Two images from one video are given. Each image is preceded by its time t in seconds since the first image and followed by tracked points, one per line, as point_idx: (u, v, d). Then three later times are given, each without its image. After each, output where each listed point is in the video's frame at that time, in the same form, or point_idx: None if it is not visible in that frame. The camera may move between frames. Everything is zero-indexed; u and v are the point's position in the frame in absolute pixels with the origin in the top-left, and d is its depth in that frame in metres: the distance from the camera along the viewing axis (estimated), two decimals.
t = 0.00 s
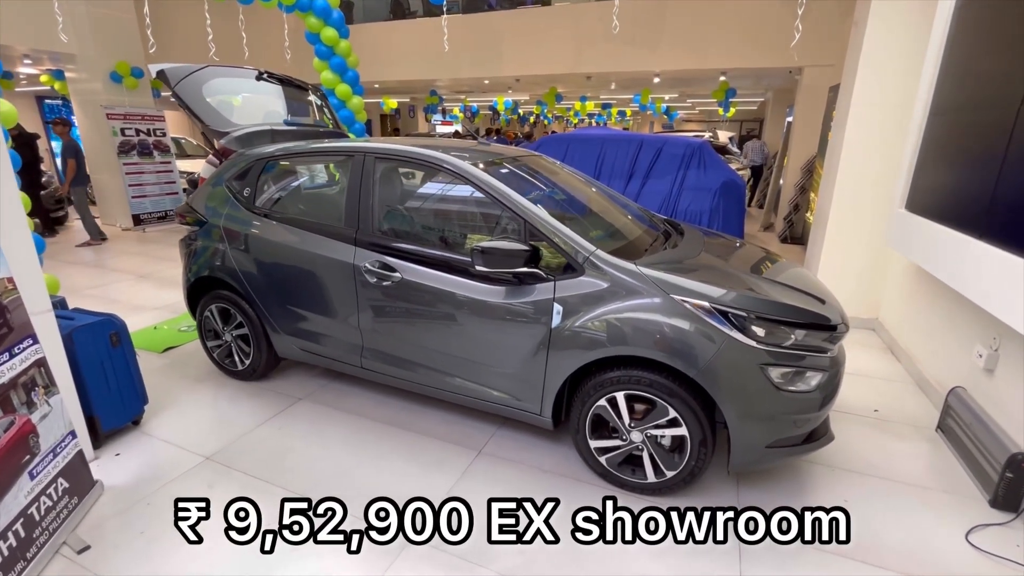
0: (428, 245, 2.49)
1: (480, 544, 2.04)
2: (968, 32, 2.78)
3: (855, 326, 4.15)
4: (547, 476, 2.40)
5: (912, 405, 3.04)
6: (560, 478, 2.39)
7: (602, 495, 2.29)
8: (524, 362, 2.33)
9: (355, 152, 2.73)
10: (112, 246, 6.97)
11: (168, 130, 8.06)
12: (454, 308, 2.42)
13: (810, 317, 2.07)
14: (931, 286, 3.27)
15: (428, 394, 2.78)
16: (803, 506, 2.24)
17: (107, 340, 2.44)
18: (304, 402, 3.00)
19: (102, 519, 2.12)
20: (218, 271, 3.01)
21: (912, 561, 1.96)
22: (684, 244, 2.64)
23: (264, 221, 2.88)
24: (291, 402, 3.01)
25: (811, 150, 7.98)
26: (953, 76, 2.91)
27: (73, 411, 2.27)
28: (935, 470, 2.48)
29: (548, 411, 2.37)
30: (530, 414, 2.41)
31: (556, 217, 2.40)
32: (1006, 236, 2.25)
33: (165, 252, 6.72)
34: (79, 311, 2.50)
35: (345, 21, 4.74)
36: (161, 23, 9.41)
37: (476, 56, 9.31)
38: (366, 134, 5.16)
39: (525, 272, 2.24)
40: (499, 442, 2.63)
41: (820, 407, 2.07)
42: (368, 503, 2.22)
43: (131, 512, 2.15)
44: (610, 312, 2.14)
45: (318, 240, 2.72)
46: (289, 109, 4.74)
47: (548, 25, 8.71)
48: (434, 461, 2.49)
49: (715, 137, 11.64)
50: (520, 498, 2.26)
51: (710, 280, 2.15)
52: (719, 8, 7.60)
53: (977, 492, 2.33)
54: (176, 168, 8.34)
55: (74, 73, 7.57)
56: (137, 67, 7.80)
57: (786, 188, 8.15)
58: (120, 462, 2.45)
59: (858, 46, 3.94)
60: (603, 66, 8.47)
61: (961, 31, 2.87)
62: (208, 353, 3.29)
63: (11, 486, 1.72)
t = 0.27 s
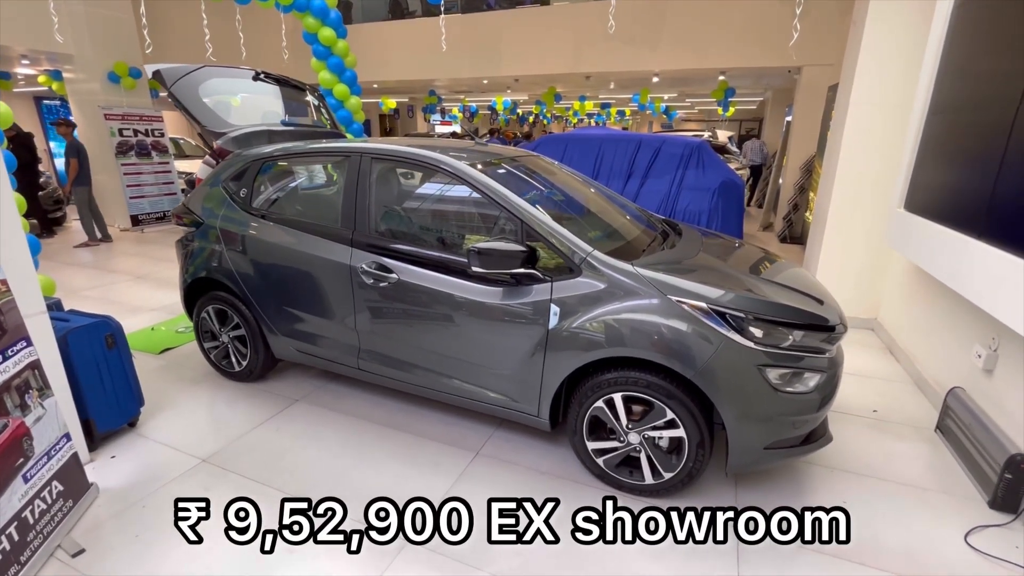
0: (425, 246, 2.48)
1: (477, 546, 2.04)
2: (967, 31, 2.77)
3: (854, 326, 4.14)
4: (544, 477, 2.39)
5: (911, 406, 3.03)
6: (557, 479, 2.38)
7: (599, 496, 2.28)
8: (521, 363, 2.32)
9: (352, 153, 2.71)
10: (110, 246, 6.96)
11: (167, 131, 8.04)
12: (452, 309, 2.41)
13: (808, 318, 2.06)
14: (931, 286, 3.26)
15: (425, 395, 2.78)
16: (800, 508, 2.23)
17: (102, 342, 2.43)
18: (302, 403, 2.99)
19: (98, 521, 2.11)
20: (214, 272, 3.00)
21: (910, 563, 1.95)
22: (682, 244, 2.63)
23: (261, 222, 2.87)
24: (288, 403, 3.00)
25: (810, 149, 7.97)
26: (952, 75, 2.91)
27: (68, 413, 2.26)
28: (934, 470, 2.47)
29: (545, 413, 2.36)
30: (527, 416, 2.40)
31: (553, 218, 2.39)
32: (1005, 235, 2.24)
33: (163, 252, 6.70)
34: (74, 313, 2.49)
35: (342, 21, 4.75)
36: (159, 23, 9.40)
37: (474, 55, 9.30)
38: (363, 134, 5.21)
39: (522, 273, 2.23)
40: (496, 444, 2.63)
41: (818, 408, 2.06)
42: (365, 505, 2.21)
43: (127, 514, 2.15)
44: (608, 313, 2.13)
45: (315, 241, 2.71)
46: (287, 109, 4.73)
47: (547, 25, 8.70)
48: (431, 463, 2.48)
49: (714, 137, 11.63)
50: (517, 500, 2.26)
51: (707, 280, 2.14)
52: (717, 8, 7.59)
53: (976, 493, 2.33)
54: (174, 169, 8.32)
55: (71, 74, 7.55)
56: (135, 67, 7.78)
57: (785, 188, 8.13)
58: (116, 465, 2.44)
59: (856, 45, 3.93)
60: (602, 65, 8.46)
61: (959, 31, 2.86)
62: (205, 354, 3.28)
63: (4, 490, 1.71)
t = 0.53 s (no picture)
0: (424, 246, 2.47)
1: (476, 547, 2.02)
2: (968, 28, 2.76)
3: (854, 326, 4.13)
4: (544, 478, 2.38)
5: (912, 405, 3.03)
6: (557, 480, 2.37)
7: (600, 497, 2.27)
8: (520, 364, 2.31)
9: (351, 152, 2.70)
10: (108, 246, 6.93)
11: (165, 130, 8.02)
12: (451, 309, 2.40)
13: (809, 318, 2.05)
14: (931, 285, 3.26)
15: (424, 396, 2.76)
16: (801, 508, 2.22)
17: (99, 343, 2.42)
18: (300, 404, 2.98)
19: (95, 524, 2.10)
20: (212, 272, 2.98)
21: (911, 563, 1.94)
22: (682, 244, 2.62)
23: (259, 222, 2.86)
24: (286, 404, 2.98)
25: (809, 148, 7.97)
26: (952, 74, 2.90)
27: (64, 415, 2.24)
28: (934, 470, 2.46)
29: (545, 413, 2.35)
30: (527, 416, 2.39)
31: (553, 217, 2.38)
32: (1006, 234, 2.23)
33: (162, 253, 6.69)
34: (71, 314, 2.48)
35: (341, 20, 4.70)
36: (157, 23, 9.37)
37: (473, 54, 9.28)
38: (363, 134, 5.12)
39: (521, 273, 2.22)
40: (496, 444, 2.62)
41: (819, 409, 2.05)
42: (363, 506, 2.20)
43: (125, 516, 2.14)
44: (608, 313, 2.12)
45: (313, 241, 2.70)
46: (287, 108, 4.72)
47: (545, 24, 8.68)
48: (430, 464, 2.47)
49: (714, 136, 11.62)
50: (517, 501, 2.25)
51: (708, 280, 2.13)
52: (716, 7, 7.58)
53: (978, 493, 2.32)
54: (173, 168, 8.29)
55: (69, 74, 7.53)
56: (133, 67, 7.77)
57: (784, 187, 8.13)
58: (114, 466, 2.43)
59: (856, 44, 3.92)
60: (601, 65, 8.45)
61: (960, 29, 2.85)
62: (203, 355, 3.27)
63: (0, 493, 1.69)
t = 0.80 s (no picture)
0: (423, 245, 2.46)
1: (475, 548, 2.02)
2: (969, 27, 2.75)
3: (854, 324, 4.13)
4: (544, 479, 2.37)
5: (912, 404, 3.02)
6: (557, 480, 2.36)
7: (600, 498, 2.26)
8: (520, 364, 2.30)
9: (350, 152, 2.69)
10: (105, 246, 6.91)
11: (163, 130, 7.97)
12: (450, 309, 2.39)
13: (810, 317, 2.05)
14: (931, 284, 3.25)
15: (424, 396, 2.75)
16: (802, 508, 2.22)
17: (97, 344, 2.40)
18: (299, 404, 2.96)
19: (94, 526, 2.09)
20: (211, 272, 2.97)
21: (914, 564, 1.94)
22: (682, 243, 2.61)
23: (258, 222, 2.85)
24: (285, 405, 2.97)
25: (809, 147, 7.96)
26: (952, 72, 2.89)
27: (62, 417, 2.23)
28: (935, 469, 2.46)
29: (546, 413, 2.34)
30: (527, 417, 2.38)
31: (553, 217, 2.37)
32: (1006, 233, 2.23)
33: (160, 253, 6.66)
34: (68, 314, 2.46)
35: (340, 20, 4.65)
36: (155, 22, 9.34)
37: (472, 53, 9.26)
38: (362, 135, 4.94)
39: (521, 273, 2.21)
40: (496, 445, 2.61)
41: (820, 409, 2.05)
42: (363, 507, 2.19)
43: (123, 518, 2.13)
44: (609, 313, 2.11)
45: (312, 241, 2.69)
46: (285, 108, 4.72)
47: (544, 23, 8.67)
48: (430, 465, 2.46)
49: (713, 135, 11.61)
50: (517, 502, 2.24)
51: (708, 279, 2.12)
52: (716, 5, 7.57)
53: (979, 492, 2.32)
54: (170, 168, 8.25)
55: (66, 73, 7.51)
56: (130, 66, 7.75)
57: (784, 186, 8.12)
58: (112, 468, 2.41)
59: (856, 43, 3.91)
60: (600, 64, 8.44)
61: (960, 27, 2.84)
62: (201, 355, 3.26)
63: None
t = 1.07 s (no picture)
0: (425, 245, 2.46)
1: (475, 548, 2.02)
2: (973, 24, 2.74)
3: (858, 324, 4.12)
4: (547, 479, 2.37)
5: (916, 404, 3.01)
6: (560, 481, 2.36)
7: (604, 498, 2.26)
8: (523, 364, 2.30)
9: (352, 152, 2.69)
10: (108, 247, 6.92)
11: (164, 130, 7.98)
12: (453, 309, 2.38)
13: (814, 317, 2.04)
14: (934, 283, 3.24)
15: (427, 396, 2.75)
16: (807, 508, 2.21)
17: (100, 345, 2.41)
18: (302, 405, 2.96)
19: (97, 526, 2.09)
20: (213, 273, 2.97)
21: (918, 564, 1.93)
22: (685, 242, 2.61)
23: (260, 222, 2.85)
24: (288, 405, 2.97)
25: (811, 145, 7.94)
26: (956, 71, 2.88)
27: (65, 417, 2.23)
28: (939, 469, 2.45)
29: (549, 413, 2.34)
30: (530, 417, 2.38)
31: (555, 216, 2.37)
32: (1011, 232, 2.22)
33: (162, 253, 6.67)
34: (70, 315, 2.46)
35: (341, 19, 4.67)
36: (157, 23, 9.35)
37: (473, 52, 9.25)
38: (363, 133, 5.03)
39: (524, 273, 2.20)
40: (499, 445, 2.60)
41: (825, 408, 2.04)
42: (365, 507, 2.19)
43: (126, 518, 2.13)
44: (612, 313, 2.11)
45: (314, 241, 2.68)
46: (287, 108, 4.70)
47: (546, 22, 8.66)
48: (433, 465, 2.45)
49: (714, 134, 11.59)
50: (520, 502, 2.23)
51: (711, 279, 2.12)
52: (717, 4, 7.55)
53: (984, 492, 2.31)
54: (172, 169, 8.25)
55: (68, 74, 7.52)
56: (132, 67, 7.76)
57: (786, 185, 8.10)
58: (115, 468, 2.42)
59: (858, 41, 3.90)
60: (601, 63, 8.43)
61: (964, 25, 2.83)
62: (204, 356, 3.26)
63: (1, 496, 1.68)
